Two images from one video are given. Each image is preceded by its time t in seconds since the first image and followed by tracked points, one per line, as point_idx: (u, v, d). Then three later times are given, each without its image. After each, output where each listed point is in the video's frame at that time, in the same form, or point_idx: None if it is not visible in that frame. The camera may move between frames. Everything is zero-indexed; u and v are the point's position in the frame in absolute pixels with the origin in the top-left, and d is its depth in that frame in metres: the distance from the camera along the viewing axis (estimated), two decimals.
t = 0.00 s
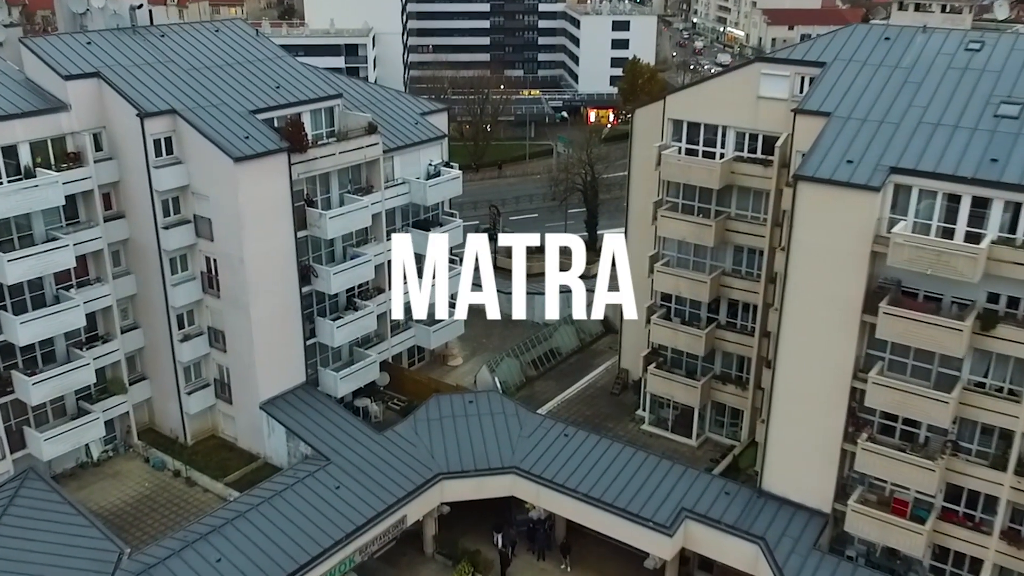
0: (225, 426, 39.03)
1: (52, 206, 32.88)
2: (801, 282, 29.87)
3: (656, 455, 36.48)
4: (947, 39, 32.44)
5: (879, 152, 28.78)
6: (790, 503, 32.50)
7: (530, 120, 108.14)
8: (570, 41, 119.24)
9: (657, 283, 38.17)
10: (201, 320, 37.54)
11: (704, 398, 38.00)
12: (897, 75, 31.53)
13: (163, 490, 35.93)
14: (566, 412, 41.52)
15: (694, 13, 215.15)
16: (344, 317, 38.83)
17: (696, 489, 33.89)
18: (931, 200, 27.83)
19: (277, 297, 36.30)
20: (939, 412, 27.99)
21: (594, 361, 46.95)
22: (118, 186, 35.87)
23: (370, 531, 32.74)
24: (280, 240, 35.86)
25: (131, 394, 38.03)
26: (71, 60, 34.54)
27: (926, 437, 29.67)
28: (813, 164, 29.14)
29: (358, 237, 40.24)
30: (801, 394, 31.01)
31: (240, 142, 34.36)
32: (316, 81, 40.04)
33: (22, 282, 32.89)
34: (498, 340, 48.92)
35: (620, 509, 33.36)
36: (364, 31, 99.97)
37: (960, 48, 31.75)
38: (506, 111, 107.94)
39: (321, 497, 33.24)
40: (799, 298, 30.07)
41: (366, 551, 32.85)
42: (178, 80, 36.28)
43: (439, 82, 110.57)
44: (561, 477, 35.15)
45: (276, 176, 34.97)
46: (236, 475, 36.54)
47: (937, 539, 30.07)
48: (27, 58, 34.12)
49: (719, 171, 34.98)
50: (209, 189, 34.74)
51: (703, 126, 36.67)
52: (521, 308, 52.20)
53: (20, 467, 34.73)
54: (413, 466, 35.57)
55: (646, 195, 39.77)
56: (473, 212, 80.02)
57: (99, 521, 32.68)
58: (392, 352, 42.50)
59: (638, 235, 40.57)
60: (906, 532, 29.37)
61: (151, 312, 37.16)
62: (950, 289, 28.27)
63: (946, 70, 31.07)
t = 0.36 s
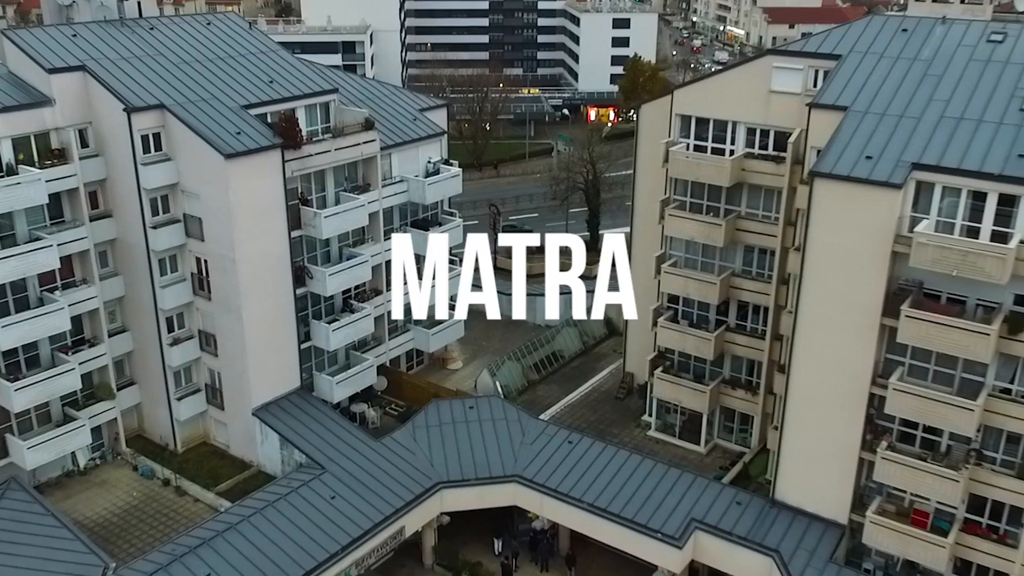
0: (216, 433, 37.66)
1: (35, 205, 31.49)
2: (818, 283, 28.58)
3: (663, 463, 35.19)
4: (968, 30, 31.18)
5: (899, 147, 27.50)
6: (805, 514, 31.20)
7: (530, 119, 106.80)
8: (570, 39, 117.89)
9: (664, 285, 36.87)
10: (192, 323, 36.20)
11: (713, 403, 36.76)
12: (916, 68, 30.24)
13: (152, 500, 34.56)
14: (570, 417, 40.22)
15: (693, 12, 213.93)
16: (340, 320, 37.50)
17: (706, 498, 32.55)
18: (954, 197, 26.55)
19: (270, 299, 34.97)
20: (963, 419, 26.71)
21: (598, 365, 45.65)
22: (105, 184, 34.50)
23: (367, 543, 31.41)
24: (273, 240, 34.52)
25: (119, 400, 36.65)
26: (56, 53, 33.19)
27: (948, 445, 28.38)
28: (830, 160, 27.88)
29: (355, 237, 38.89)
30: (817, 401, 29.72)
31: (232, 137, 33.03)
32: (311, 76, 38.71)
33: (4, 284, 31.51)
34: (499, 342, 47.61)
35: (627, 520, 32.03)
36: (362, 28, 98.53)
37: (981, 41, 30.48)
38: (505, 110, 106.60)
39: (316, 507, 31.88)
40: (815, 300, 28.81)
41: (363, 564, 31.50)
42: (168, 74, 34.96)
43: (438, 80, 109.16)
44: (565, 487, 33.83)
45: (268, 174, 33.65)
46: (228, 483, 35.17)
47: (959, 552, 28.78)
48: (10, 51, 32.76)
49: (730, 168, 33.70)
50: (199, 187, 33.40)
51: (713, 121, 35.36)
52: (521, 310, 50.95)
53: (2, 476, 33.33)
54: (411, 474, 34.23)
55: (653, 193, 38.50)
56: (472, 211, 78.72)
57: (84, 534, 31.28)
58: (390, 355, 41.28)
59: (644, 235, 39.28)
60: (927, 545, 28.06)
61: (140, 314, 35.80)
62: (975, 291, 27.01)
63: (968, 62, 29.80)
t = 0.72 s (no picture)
0: (208, 439, 36.31)
1: (17, 202, 30.15)
2: (836, 283, 27.31)
3: (673, 470, 33.90)
4: (991, 19, 29.92)
5: (923, 140, 26.23)
6: (821, 523, 29.92)
7: (530, 117, 105.56)
8: (570, 36, 116.62)
9: (673, 284, 35.60)
10: (183, 325, 34.87)
11: (723, 407, 35.50)
12: (937, 58, 28.97)
13: (141, 509, 33.20)
14: (574, 421, 38.95)
15: (694, 10, 212.68)
16: (337, 322, 36.19)
17: (718, 506, 31.23)
18: (981, 192, 25.27)
19: (264, 300, 33.65)
20: (991, 425, 25.48)
21: (603, 367, 44.37)
22: (92, 180, 33.16)
23: (365, 555, 30.07)
24: (267, 239, 33.19)
25: (107, 405, 35.31)
26: (40, 43, 31.86)
27: (973, 452, 27.13)
28: (850, 154, 26.62)
29: (352, 236, 37.58)
30: (834, 406, 28.45)
31: (223, 132, 31.71)
32: (307, 68, 37.38)
33: None
34: (501, 343, 46.34)
35: (636, 530, 30.71)
36: (360, 25, 97.38)
37: (1004, 30, 29.22)
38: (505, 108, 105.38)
39: (312, 517, 30.55)
40: (833, 301, 27.55)
41: None
42: (158, 66, 33.62)
43: (438, 78, 108.00)
44: (571, 494, 32.52)
45: (262, 170, 32.33)
46: (220, 492, 33.85)
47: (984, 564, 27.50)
48: None
49: (741, 164, 32.44)
50: (189, 183, 32.07)
51: (723, 115, 34.08)
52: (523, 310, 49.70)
53: None
54: (411, 482, 32.91)
55: (661, 190, 37.22)
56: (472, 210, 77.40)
57: (69, 546, 29.93)
58: (389, 358, 39.97)
59: (652, 233, 38.00)
60: (951, 557, 26.77)
61: (129, 316, 34.47)
62: (1003, 291, 25.77)
63: (992, 52, 28.53)
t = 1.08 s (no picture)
0: (200, 443, 34.98)
1: None
2: (857, 281, 26.03)
3: (682, 475, 32.60)
4: (1016, 6, 28.64)
5: (949, 130, 24.94)
6: (839, 532, 28.63)
7: (531, 114, 104.26)
8: (571, 33, 115.31)
9: (682, 283, 34.33)
10: (173, 325, 33.56)
11: (734, 410, 34.25)
12: (961, 46, 27.68)
13: (129, 516, 31.89)
14: (579, 424, 37.67)
15: (694, 8, 211.38)
16: (333, 322, 34.85)
17: (731, 514, 29.92)
18: (1011, 184, 23.97)
19: (257, 299, 32.34)
20: (1021, 430, 24.21)
21: (608, 368, 43.08)
22: (78, 174, 31.83)
23: (362, 565, 28.72)
24: (260, 235, 31.88)
25: (94, 408, 33.97)
26: (23, 31, 30.53)
27: (1000, 458, 25.86)
28: (871, 145, 25.36)
29: (349, 233, 36.26)
30: (854, 409, 27.16)
31: (214, 123, 30.38)
32: (302, 59, 36.05)
33: None
34: (503, 344, 45.04)
35: (645, 538, 29.40)
36: (358, 20, 96.19)
37: None
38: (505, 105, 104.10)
39: (306, 525, 29.21)
40: (852, 299, 26.27)
41: None
42: (146, 55, 32.29)
43: (437, 75, 106.74)
44: (577, 501, 31.21)
45: (255, 163, 31.02)
46: (212, 498, 32.52)
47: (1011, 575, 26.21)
48: None
49: (754, 157, 31.18)
50: (179, 177, 30.75)
51: (734, 107, 32.80)
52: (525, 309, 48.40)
53: None
54: (410, 488, 31.61)
55: (669, 185, 35.93)
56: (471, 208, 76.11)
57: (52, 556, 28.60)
58: (388, 359, 38.62)
59: (659, 229, 36.70)
60: (978, 568, 25.48)
61: (117, 315, 33.15)
62: None
63: (1020, 39, 27.24)
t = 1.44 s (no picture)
0: (191, 445, 33.64)
1: None
2: (879, 275, 24.73)
3: (693, 479, 31.31)
4: None
5: (977, 117, 23.66)
6: (859, 539, 27.35)
7: (531, 111, 102.98)
8: (572, 30, 114.00)
9: (692, 279, 33.05)
10: (162, 323, 32.23)
11: (746, 412, 33.02)
12: (987, 29, 26.40)
13: (116, 522, 30.58)
14: (585, 425, 36.39)
15: (695, 6, 210.04)
16: (329, 320, 33.55)
17: (745, 520, 28.59)
18: None
19: (250, 295, 31.02)
20: None
21: (613, 368, 41.78)
22: (63, 166, 30.50)
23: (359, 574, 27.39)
24: (253, 228, 30.55)
25: (81, 409, 32.63)
26: (4, 16, 29.22)
27: None
28: (896, 132, 24.06)
29: (346, 227, 34.93)
30: (875, 410, 25.87)
31: (204, 112, 29.05)
32: (297, 47, 34.73)
33: None
34: (505, 342, 43.76)
35: (655, 545, 28.10)
36: (357, 15, 95.00)
37: None
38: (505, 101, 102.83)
39: (301, 532, 27.87)
40: (874, 294, 24.96)
41: None
42: (134, 42, 30.97)
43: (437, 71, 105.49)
44: (583, 506, 29.89)
45: (247, 154, 29.69)
46: (203, 503, 31.22)
47: None
48: None
49: (768, 148, 29.91)
50: (168, 168, 29.43)
51: (746, 96, 31.51)
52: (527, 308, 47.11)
53: None
54: (410, 493, 30.29)
55: (678, 178, 34.66)
56: (472, 205, 74.80)
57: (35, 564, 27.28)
58: (385, 359, 37.36)
59: (668, 224, 35.41)
60: None
61: (104, 313, 31.82)
62: None
63: None
